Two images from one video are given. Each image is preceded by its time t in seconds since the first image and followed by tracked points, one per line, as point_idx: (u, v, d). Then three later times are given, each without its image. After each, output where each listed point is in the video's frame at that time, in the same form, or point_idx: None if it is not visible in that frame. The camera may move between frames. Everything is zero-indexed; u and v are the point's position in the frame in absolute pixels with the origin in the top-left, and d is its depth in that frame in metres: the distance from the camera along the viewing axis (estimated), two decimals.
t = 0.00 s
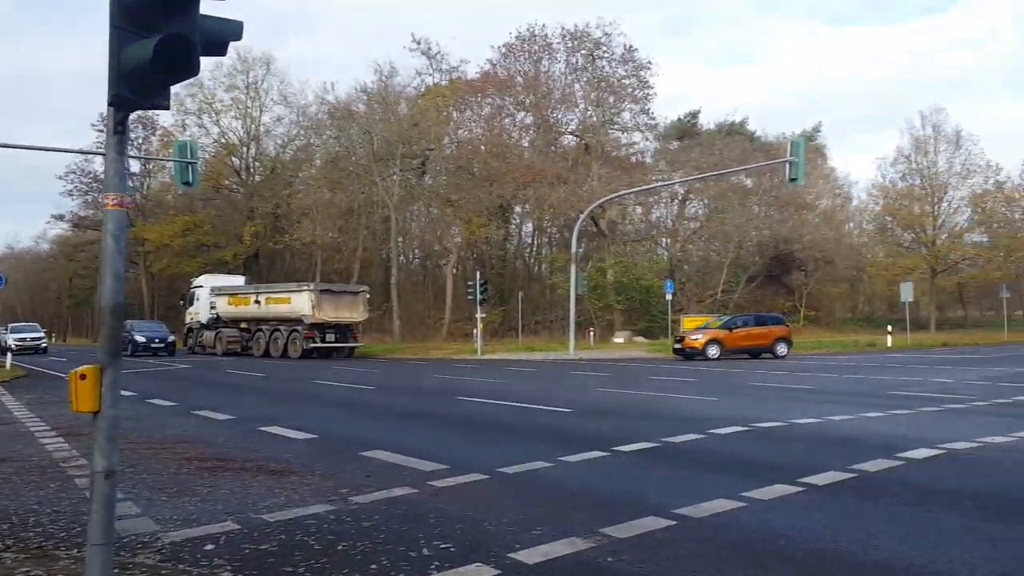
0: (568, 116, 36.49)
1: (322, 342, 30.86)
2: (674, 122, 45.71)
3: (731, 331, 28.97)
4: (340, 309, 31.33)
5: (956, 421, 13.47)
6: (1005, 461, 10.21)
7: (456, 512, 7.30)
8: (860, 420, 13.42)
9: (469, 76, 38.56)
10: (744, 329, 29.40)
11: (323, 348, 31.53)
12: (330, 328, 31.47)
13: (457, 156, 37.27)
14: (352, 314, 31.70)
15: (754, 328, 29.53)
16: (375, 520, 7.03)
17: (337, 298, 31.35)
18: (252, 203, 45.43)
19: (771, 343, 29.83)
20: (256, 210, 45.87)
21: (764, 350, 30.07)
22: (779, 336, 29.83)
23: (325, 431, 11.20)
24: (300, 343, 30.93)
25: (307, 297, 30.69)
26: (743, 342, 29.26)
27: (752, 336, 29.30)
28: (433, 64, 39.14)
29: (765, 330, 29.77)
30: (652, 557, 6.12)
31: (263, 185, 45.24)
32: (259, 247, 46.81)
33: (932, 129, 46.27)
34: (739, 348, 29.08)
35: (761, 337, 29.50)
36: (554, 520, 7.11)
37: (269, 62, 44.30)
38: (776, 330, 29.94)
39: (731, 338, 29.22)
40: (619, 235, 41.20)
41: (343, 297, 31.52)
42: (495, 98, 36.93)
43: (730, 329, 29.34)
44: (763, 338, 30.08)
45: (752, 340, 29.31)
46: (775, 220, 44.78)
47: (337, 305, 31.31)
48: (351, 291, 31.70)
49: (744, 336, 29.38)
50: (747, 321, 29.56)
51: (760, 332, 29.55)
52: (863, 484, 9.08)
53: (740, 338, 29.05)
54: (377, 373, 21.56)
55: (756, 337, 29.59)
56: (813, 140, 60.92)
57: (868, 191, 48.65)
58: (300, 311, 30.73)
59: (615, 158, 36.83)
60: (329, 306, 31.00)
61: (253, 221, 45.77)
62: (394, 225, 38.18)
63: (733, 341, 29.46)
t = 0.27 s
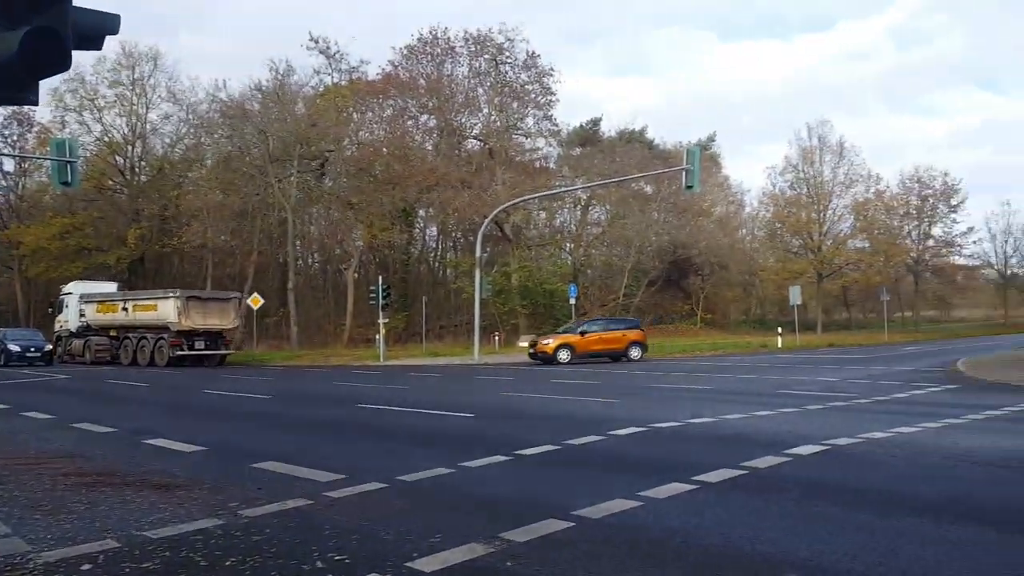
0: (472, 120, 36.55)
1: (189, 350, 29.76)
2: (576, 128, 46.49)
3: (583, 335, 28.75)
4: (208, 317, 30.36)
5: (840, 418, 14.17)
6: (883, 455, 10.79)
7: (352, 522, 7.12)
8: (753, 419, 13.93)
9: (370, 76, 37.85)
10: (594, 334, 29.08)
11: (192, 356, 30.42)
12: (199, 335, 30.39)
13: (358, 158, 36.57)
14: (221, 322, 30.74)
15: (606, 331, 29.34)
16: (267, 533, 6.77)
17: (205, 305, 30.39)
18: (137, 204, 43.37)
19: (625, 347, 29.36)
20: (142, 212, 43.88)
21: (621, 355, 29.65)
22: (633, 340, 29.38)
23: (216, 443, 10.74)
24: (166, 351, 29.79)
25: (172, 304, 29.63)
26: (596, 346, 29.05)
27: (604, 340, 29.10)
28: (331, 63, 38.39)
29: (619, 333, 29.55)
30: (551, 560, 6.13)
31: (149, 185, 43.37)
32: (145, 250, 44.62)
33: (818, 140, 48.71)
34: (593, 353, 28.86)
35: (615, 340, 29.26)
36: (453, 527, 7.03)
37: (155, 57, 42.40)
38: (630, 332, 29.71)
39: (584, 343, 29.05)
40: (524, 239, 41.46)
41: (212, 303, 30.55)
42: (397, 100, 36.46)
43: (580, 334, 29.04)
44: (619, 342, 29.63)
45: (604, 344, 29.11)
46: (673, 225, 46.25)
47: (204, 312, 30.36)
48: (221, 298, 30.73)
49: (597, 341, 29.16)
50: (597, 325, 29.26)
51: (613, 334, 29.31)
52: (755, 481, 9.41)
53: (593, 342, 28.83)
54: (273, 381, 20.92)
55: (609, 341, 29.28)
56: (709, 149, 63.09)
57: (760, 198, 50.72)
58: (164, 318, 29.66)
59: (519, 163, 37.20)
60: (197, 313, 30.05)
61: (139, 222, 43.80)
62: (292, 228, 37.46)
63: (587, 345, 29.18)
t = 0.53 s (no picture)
0: (371, 121, 36.31)
1: (35, 352, 28.21)
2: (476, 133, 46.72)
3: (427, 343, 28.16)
4: (56, 317, 29.14)
5: (724, 423, 14.66)
6: (763, 459, 11.22)
7: (231, 533, 6.82)
8: (642, 425, 14.23)
9: (263, 70, 36.20)
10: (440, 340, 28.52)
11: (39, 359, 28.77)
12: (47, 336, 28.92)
13: (249, 155, 35.18)
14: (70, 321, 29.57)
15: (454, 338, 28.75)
16: (136, 546, 6.39)
17: (53, 305, 29.19)
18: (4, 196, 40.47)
19: (474, 354, 28.82)
20: (9, 206, 40.81)
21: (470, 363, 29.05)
22: (481, 347, 28.81)
23: (85, 451, 10.11)
24: (10, 352, 28.15)
25: (16, 303, 28.33)
26: (442, 354, 28.52)
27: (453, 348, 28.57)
28: (222, 55, 37.05)
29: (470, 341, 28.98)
30: (436, 568, 6.04)
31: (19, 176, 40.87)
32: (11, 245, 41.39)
33: (709, 155, 50.54)
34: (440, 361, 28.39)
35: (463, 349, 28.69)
36: (337, 536, 6.84)
37: (29, 41, 39.97)
38: (481, 340, 29.15)
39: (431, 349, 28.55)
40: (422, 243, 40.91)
41: (60, 304, 29.35)
42: (291, 97, 35.54)
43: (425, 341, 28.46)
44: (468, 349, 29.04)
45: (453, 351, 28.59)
46: (571, 234, 46.95)
47: (52, 312, 29.15)
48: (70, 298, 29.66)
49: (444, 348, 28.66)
50: (444, 332, 28.72)
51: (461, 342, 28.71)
52: (641, 485, 9.60)
53: (439, 350, 28.30)
54: (151, 386, 19.92)
55: (457, 348, 28.71)
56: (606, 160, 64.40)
57: (655, 209, 52.14)
58: (8, 318, 28.29)
59: (419, 166, 37.25)
60: (44, 314, 28.82)
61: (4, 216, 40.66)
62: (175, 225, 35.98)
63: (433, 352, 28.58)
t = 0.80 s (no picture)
0: (270, 119, 35.20)
1: None
2: (381, 137, 46.35)
3: (266, 351, 26.56)
4: None
5: (623, 429, 14.90)
6: (658, 465, 11.44)
7: (104, 549, 6.44)
8: (542, 431, 14.30)
9: (154, 63, 35.23)
10: (282, 347, 26.86)
11: None
12: None
13: (137, 150, 33.83)
14: None
15: (297, 345, 26.94)
16: None
17: None
18: None
19: (320, 362, 27.11)
20: None
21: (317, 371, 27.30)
22: (327, 355, 27.08)
23: None
24: None
25: None
26: (285, 362, 26.92)
27: (296, 355, 26.86)
28: (110, 45, 35.32)
29: (316, 346, 27.15)
30: None
31: None
32: None
33: (613, 166, 51.61)
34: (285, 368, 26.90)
35: (308, 355, 26.94)
36: (221, 550, 6.56)
37: None
38: (328, 346, 27.25)
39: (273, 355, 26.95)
40: (322, 246, 40.97)
41: None
42: (185, 91, 34.29)
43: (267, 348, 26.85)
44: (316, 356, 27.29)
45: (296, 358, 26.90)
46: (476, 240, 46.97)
47: None
48: None
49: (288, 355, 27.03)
50: (287, 339, 27.07)
51: (304, 349, 26.91)
52: (539, 491, 9.61)
53: (282, 358, 26.68)
54: (25, 394, 18.72)
55: (302, 355, 27.01)
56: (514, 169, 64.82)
57: (559, 218, 52.84)
58: None
59: (321, 167, 36.37)
60: None
61: None
62: (55, 222, 34.17)
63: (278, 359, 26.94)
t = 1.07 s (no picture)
0: (185, 117, 34.59)
1: None
2: (303, 137, 45.66)
3: (118, 358, 25.25)
4: None
5: (548, 431, 14.99)
6: (581, 465, 11.55)
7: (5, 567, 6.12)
8: (468, 435, 14.27)
9: (61, 56, 33.66)
10: (137, 353, 25.56)
11: None
12: None
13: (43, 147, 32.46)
14: None
15: (153, 351, 25.63)
16: None
17: None
18: None
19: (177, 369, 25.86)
20: None
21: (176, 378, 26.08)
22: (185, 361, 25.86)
23: None
24: None
25: None
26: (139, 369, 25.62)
27: (151, 362, 25.56)
28: (13, 36, 33.70)
29: (174, 353, 25.87)
30: None
31: None
32: None
33: (540, 169, 52.02)
34: (140, 376, 25.59)
35: (162, 362, 25.64)
36: (133, 564, 6.32)
37: None
38: (187, 353, 25.94)
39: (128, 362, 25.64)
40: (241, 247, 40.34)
41: None
42: (94, 85, 32.75)
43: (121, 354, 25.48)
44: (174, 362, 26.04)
45: (151, 366, 25.61)
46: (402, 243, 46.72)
47: None
48: None
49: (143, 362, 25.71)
50: (142, 345, 25.75)
51: (159, 356, 25.60)
52: (461, 496, 9.58)
53: (135, 365, 25.41)
54: None
55: (158, 362, 25.75)
56: (442, 171, 64.67)
57: (487, 221, 52.94)
58: None
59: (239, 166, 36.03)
60: None
61: None
62: None
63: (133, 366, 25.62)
